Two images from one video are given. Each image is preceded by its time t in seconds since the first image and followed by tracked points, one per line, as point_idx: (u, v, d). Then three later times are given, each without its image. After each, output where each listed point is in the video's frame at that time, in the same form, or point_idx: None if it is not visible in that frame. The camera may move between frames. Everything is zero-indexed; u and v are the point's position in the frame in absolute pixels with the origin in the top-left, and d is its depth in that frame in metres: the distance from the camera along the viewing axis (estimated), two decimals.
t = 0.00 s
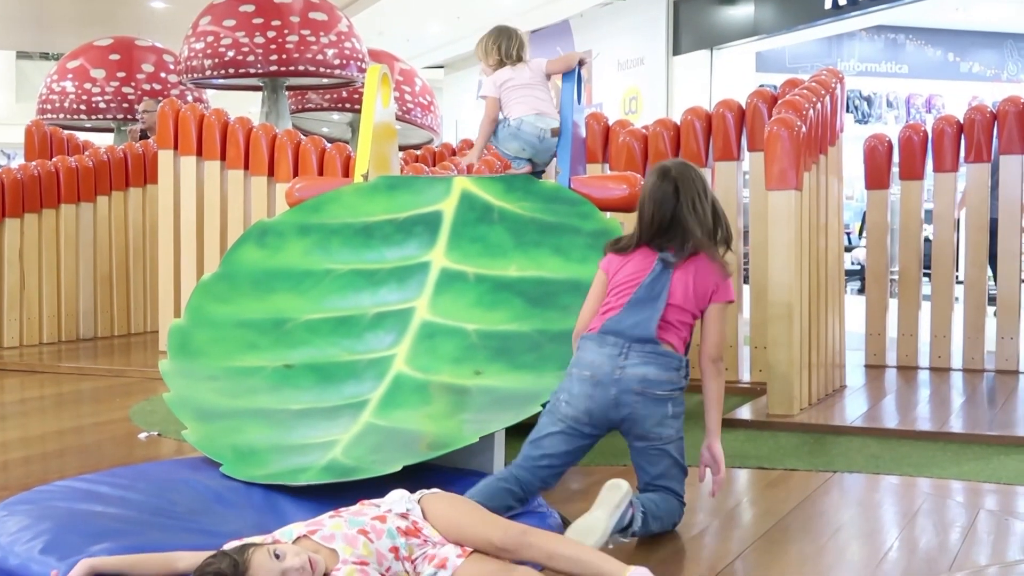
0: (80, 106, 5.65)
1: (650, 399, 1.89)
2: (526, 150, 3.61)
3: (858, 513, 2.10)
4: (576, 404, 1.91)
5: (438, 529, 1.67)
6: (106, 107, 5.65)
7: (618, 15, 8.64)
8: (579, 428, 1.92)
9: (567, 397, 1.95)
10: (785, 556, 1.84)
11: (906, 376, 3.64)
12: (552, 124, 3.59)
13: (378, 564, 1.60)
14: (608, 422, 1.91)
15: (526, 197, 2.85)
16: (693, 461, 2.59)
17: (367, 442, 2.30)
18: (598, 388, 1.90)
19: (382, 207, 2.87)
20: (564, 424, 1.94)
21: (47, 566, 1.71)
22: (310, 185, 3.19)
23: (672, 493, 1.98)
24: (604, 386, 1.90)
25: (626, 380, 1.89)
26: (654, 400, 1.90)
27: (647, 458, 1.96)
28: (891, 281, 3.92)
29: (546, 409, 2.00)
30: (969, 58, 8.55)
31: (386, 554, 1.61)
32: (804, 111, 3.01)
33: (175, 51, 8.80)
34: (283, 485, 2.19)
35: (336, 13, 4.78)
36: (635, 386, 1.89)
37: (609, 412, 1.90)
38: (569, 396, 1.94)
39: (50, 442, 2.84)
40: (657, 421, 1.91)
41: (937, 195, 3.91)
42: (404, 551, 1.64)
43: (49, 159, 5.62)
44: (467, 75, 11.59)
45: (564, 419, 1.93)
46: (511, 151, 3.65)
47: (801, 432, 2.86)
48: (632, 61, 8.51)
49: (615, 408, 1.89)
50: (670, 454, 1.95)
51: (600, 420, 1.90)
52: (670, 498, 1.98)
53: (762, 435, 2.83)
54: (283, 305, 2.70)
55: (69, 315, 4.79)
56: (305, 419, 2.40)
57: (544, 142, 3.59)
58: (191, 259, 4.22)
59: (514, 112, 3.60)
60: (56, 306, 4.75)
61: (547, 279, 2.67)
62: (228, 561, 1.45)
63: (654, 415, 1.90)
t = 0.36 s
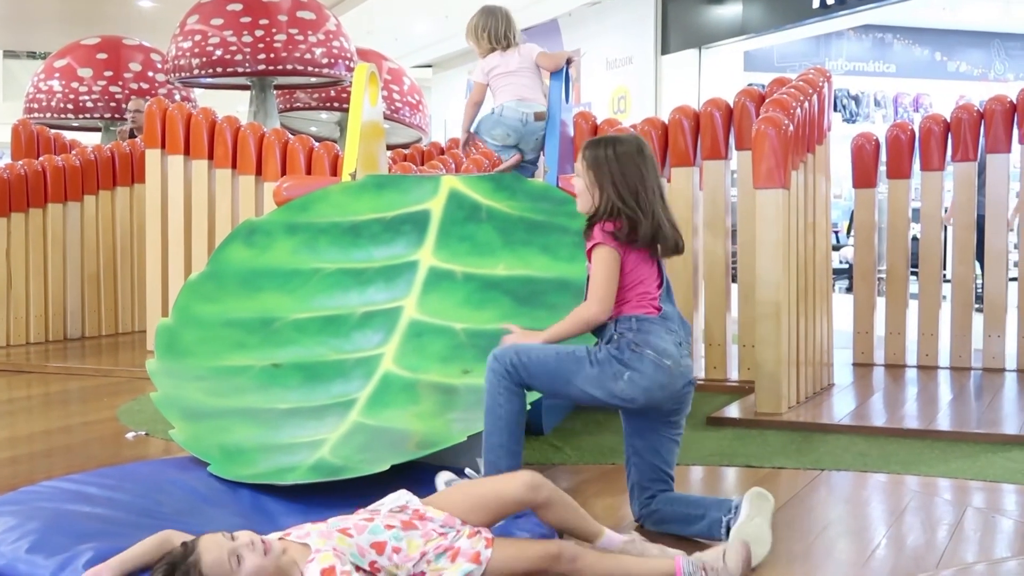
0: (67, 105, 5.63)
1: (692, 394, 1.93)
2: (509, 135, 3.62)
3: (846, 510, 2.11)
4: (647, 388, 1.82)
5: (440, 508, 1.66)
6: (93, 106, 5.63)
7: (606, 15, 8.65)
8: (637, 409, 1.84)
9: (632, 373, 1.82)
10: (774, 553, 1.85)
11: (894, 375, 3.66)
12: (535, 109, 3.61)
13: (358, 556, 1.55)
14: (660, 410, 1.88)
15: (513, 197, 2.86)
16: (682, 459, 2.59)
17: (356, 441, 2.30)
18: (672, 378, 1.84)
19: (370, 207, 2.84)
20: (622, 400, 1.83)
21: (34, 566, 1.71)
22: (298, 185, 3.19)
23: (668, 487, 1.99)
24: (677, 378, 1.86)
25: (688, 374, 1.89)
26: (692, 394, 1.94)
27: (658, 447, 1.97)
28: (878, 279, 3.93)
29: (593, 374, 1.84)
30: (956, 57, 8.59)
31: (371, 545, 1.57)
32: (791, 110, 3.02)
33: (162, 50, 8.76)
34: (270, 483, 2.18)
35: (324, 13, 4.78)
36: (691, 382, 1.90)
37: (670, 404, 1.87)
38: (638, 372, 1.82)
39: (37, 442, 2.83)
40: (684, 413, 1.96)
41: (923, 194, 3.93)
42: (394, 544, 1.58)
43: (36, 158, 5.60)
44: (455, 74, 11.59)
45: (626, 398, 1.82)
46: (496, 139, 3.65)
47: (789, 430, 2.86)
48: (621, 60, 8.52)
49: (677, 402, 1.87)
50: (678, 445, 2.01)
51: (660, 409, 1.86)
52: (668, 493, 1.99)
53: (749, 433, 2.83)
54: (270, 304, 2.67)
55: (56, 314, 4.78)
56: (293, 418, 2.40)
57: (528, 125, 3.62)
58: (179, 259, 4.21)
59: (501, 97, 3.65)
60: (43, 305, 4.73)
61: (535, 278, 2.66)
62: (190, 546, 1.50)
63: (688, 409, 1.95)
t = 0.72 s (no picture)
0: (61, 105, 5.62)
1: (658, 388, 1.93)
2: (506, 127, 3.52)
3: (839, 511, 2.12)
4: (614, 381, 1.82)
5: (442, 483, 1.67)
6: (87, 107, 5.63)
7: (601, 15, 8.65)
8: (607, 404, 1.83)
9: (597, 368, 1.82)
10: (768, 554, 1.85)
11: (887, 375, 3.66)
12: (533, 103, 3.52)
13: (352, 536, 1.57)
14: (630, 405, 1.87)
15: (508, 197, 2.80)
16: (675, 460, 2.60)
17: (350, 441, 2.31)
18: (637, 370, 1.85)
19: (364, 207, 2.79)
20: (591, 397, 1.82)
21: (29, 568, 1.70)
22: (292, 185, 3.19)
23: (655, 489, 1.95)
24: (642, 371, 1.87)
25: (651, 367, 1.89)
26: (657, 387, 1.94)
27: (636, 443, 1.93)
28: (871, 279, 3.94)
29: (559, 375, 1.82)
30: (950, 57, 8.60)
31: (365, 529, 1.58)
32: (785, 110, 3.02)
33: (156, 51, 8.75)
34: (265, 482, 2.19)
35: (318, 13, 4.77)
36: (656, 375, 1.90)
37: (640, 396, 1.86)
38: (603, 367, 1.83)
39: (32, 443, 2.83)
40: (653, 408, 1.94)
41: (917, 195, 3.93)
42: (389, 524, 1.60)
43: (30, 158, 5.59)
44: (450, 74, 11.60)
45: (595, 393, 1.81)
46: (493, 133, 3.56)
47: (783, 430, 2.87)
48: (615, 61, 8.52)
49: (647, 394, 1.86)
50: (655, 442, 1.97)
51: (631, 402, 1.85)
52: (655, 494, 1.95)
53: (743, 433, 2.84)
54: (264, 305, 2.65)
55: (50, 315, 4.77)
56: (287, 419, 2.40)
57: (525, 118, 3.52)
58: (173, 259, 4.21)
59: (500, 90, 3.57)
60: (37, 306, 4.73)
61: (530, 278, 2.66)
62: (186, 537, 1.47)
63: (658, 401, 1.94)
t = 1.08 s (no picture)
0: (57, 109, 5.62)
1: (572, 331, 1.85)
2: (505, 129, 3.44)
3: (835, 514, 2.12)
4: (504, 337, 1.77)
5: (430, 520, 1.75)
6: (84, 110, 5.63)
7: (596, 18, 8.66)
8: (511, 364, 1.78)
9: (487, 334, 1.80)
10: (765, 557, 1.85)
11: (883, 378, 3.67)
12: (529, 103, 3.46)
13: (349, 537, 1.63)
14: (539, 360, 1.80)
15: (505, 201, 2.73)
16: (672, 463, 2.60)
17: (346, 445, 2.32)
18: (526, 318, 1.79)
19: (361, 210, 2.70)
20: (493, 364, 1.78)
21: (26, 570, 1.69)
22: (288, 189, 3.19)
23: (592, 445, 1.80)
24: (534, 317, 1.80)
25: (548, 312, 1.82)
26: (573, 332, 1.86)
27: (564, 396, 1.81)
28: (867, 283, 3.94)
29: (458, 362, 1.81)
30: (946, 61, 8.61)
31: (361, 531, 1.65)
32: (780, 114, 3.02)
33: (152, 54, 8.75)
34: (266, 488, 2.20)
35: (314, 17, 4.77)
36: (557, 317, 1.83)
37: (542, 342, 1.79)
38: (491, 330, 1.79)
39: (27, 446, 2.83)
40: (576, 355, 1.85)
41: (913, 198, 3.93)
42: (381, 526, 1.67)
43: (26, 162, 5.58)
44: (447, 78, 11.61)
45: (492, 356, 1.78)
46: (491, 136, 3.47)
47: (779, 433, 2.87)
48: (611, 64, 8.53)
49: (548, 335, 1.79)
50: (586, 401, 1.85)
51: (534, 353, 1.78)
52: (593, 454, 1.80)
53: (740, 437, 2.84)
54: (260, 308, 2.61)
55: (46, 319, 4.76)
56: (284, 422, 2.40)
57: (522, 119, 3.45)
58: (169, 263, 4.21)
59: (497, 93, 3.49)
60: (33, 310, 4.72)
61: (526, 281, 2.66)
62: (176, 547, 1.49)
63: (575, 347, 1.84)
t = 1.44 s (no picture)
0: (58, 111, 5.63)
1: (502, 289, 1.92)
2: (519, 147, 3.35)
3: (836, 516, 2.11)
4: (433, 300, 1.88)
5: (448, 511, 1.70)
6: (85, 112, 5.64)
7: (598, 20, 8.67)
8: (446, 325, 1.87)
9: (420, 304, 1.91)
10: (766, 559, 1.85)
11: (884, 380, 3.67)
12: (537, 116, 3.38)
13: (351, 546, 1.57)
14: (470, 319, 1.88)
15: (506, 203, 2.78)
16: (673, 465, 2.59)
17: (347, 446, 2.29)
18: (451, 280, 1.89)
19: (361, 212, 2.81)
20: (432, 330, 1.89)
21: (26, 573, 1.69)
22: (289, 191, 3.20)
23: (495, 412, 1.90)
24: (459, 278, 1.90)
25: (474, 273, 1.91)
26: (505, 291, 1.93)
27: (485, 357, 1.90)
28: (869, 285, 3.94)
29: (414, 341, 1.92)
30: (947, 63, 8.61)
31: (363, 540, 1.59)
32: (781, 115, 3.03)
33: (153, 56, 8.77)
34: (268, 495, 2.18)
35: (315, 19, 4.77)
36: (484, 276, 1.91)
37: (468, 299, 1.88)
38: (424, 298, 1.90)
39: (29, 448, 2.83)
40: (508, 314, 1.93)
41: (914, 200, 3.93)
42: (386, 534, 1.61)
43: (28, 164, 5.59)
44: (448, 80, 11.63)
45: (429, 323, 1.88)
46: (504, 156, 3.36)
47: (780, 435, 2.87)
48: (612, 66, 8.53)
49: (473, 292, 1.88)
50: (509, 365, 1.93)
51: (462, 310, 1.87)
52: (503, 423, 1.88)
53: (741, 438, 2.84)
54: (261, 309, 2.65)
55: (47, 320, 4.77)
56: (285, 424, 2.40)
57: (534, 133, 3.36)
58: (170, 264, 4.21)
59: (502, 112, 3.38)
60: (35, 311, 4.73)
61: (527, 282, 2.66)
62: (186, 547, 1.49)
63: (501, 303, 1.91)
